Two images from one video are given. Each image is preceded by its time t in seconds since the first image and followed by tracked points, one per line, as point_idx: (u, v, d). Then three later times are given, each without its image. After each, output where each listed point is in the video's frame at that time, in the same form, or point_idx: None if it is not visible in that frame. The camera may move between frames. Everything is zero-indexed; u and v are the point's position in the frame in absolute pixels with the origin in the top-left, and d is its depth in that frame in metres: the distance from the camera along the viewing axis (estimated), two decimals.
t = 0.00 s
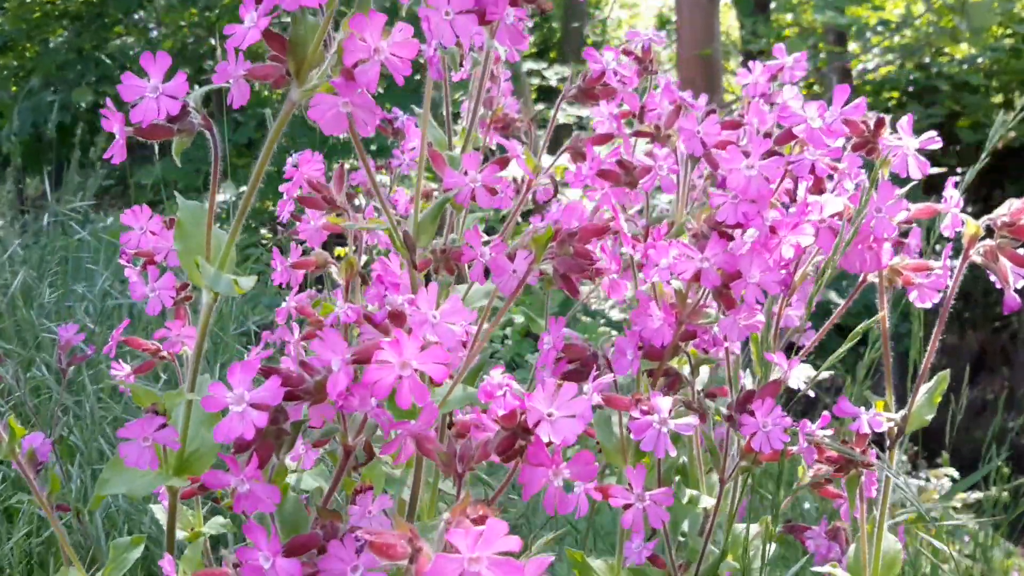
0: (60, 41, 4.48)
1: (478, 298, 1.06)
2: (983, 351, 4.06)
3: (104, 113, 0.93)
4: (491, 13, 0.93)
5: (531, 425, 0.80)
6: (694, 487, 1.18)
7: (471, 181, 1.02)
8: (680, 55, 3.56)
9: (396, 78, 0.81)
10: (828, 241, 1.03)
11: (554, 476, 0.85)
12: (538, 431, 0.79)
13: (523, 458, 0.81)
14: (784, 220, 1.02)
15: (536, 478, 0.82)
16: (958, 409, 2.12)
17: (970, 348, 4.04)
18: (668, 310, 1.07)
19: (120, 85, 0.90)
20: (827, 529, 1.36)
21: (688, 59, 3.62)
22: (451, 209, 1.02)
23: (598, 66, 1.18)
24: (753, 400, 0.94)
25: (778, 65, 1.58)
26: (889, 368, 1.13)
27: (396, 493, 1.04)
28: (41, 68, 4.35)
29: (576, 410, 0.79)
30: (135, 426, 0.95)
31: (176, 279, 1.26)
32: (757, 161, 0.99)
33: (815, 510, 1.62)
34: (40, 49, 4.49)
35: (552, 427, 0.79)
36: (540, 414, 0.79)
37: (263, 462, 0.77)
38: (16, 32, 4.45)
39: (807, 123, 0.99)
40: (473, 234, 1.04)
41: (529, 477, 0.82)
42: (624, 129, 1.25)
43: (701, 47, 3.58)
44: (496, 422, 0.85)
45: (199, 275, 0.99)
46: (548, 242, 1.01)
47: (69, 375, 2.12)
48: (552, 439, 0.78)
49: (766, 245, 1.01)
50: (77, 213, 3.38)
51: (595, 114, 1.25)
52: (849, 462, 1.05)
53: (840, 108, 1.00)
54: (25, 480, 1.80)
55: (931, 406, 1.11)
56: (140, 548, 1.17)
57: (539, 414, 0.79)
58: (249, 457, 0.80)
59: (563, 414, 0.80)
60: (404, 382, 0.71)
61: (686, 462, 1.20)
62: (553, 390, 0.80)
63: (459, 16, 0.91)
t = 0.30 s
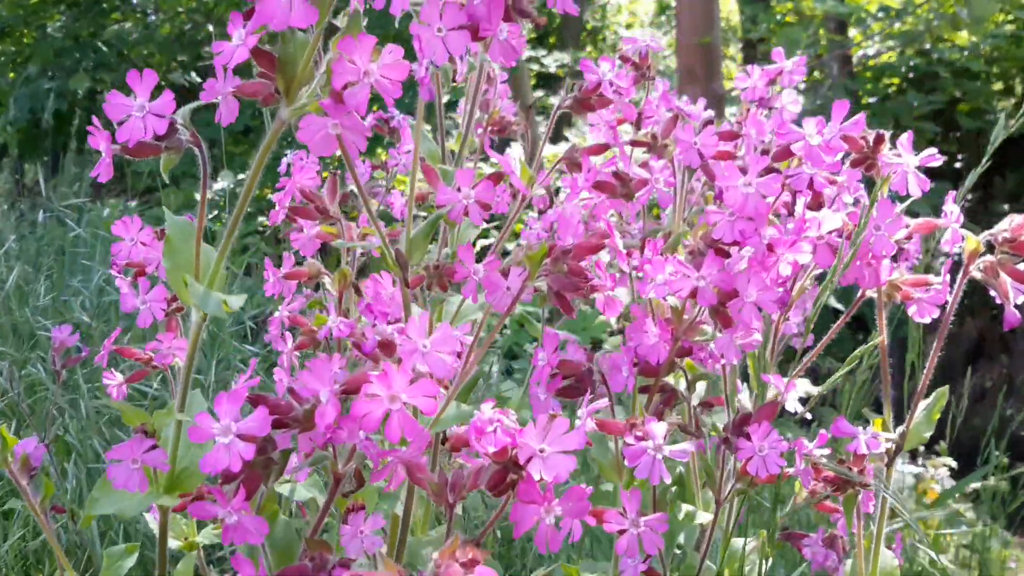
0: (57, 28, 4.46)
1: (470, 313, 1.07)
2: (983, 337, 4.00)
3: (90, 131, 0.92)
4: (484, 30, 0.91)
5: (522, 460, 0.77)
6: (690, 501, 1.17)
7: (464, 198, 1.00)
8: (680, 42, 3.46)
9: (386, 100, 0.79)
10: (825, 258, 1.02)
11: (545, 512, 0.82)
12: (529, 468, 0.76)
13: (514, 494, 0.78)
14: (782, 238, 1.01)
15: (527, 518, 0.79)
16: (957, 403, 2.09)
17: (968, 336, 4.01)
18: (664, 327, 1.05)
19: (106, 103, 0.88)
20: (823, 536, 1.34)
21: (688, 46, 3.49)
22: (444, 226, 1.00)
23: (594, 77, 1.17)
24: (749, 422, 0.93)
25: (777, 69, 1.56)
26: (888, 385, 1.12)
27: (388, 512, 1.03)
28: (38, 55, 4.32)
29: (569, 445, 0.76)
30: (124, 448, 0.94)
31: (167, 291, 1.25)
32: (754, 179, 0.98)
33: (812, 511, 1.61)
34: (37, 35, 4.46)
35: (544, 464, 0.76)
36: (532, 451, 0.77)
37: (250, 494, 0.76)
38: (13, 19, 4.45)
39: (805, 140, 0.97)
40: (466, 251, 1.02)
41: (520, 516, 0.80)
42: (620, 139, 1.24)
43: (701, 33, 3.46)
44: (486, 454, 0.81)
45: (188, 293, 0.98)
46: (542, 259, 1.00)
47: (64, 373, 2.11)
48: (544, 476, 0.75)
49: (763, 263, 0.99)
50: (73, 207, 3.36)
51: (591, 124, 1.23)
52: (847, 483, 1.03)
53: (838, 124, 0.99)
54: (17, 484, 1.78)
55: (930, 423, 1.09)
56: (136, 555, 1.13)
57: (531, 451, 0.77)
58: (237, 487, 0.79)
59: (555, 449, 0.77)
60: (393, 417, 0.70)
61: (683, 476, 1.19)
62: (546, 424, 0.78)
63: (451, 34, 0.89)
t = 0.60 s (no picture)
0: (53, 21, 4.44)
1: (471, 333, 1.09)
2: (975, 334, 4.03)
3: (84, 156, 0.91)
4: (481, 55, 0.91)
5: (521, 500, 0.79)
6: (686, 521, 1.16)
7: (462, 222, 1.00)
8: (677, 39, 3.45)
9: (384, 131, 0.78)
10: (825, 282, 1.02)
11: (544, 553, 0.79)
12: (528, 510, 0.78)
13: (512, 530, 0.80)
14: (780, 262, 1.00)
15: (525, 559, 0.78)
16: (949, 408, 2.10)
17: (961, 332, 4.03)
18: (661, 350, 1.05)
19: (100, 129, 0.87)
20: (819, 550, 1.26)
21: (684, 42, 3.48)
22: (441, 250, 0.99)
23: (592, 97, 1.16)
24: (747, 450, 0.93)
25: (774, 83, 1.57)
26: (885, 407, 1.11)
27: (383, 535, 1.03)
28: (33, 49, 4.31)
29: (567, 485, 0.78)
30: (117, 475, 0.94)
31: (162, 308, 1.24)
32: (752, 206, 0.97)
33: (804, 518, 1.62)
34: (32, 29, 4.45)
35: (542, 505, 0.78)
36: (530, 491, 0.78)
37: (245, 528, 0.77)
38: (8, 13, 4.42)
39: (804, 166, 0.97)
40: (463, 274, 1.02)
41: (517, 556, 0.79)
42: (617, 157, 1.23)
43: (697, 30, 3.44)
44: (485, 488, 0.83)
45: (182, 317, 0.97)
46: (539, 284, 0.99)
47: (57, 380, 2.11)
48: (543, 519, 0.77)
49: (762, 289, 0.99)
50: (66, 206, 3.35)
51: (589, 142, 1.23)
52: (845, 508, 1.03)
53: (838, 150, 0.99)
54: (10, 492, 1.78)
55: (927, 447, 1.10)
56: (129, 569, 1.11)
57: (529, 491, 0.79)
58: (233, 520, 0.79)
59: (553, 489, 0.79)
60: (390, 455, 0.70)
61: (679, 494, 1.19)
62: (544, 464, 0.79)
63: (448, 60, 0.89)
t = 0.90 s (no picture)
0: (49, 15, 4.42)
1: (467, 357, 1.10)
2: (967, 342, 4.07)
3: (89, 181, 0.91)
4: (486, 85, 0.92)
5: (522, 540, 0.79)
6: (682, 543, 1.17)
7: (463, 248, 1.00)
8: (671, 41, 3.48)
9: (391, 165, 0.79)
10: (822, 311, 1.03)
11: None
12: (530, 549, 0.78)
13: (513, 569, 0.80)
14: (779, 291, 1.01)
15: None
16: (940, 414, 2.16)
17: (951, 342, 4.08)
18: (659, 376, 1.05)
19: (104, 156, 0.87)
20: None
21: (678, 45, 3.49)
22: (443, 276, 1.00)
23: (594, 122, 1.17)
24: (745, 479, 0.94)
25: (772, 103, 1.58)
26: (879, 433, 1.12)
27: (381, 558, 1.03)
28: (29, 44, 4.32)
29: (569, 525, 0.78)
30: (119, 498, 0.95)
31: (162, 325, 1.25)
32: (752, 236, 0.98)
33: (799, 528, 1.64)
34: (28, 23, 4.44)
35: (545, 545, 0.78)
36: (533, 531, 0.79)
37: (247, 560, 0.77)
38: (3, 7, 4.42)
39: (804, 199, 0.98)
40: (464, 300, 1.02)
41: None
42: (617, 178, 1.25)
43: (691, 34, 3.45)
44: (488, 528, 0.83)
45: (185, 341, 0.97)
46: (540, 309, 1.00)
47: (54, 385, 2.11)
48: (546, 558, 0.77)
49: (761, 318, 1.00)
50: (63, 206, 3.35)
51: (589, 164, 1.24)
52: (839, 535, 1.04)
53: (838, 181, 1.00)
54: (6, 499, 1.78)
55: (921, 474, 1.11)
56: None
57: (531, 531, 0.79)
58: (232, 552, 0.79)
59: (555, 529, 0.79)
60: (394, 491, 0.70)
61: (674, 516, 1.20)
62: (546, 504, 0.80)
63: (454, 90, 0.89)
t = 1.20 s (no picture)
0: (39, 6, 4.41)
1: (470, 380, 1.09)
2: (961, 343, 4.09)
3: (95, 211, 0.91)
4: (492, 118, 0.92)
5: None
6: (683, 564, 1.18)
7: (468, 276, 1.01)
8: (665, 38, 3.45)
9: (400, 203, 0.79)
10: (823, 339, 1.04)
11: None
12: None
13: None
14: (782, 320, 1.02)
15: None
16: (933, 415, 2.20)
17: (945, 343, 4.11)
18: (662, 402, 1.06)
19: (111, 186, 0.87)
20: None
21: (674, 42, 3.48)
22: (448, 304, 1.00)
23: (597, 147, 1.17)
24: (747, 508, 0.95)
25: (771, 120, 1.59)
26: (879, 458, 1.13)
27: None
28: (19, 36, 4.30)
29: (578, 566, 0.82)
30: (125, 527, 0.96)
31: (164, 345, 1.25)
32: (755, 266, 0.99)
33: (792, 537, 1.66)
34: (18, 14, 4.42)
35: None
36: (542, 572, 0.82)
37: None
38: None
39: (807, 230, 0.98)
40: (468, 327, 1.03)
41: None
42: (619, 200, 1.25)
43: (687, 30, 3.44)
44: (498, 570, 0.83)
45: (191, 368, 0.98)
46: (544, 337, 1.01)
47: (52, 393, 2.12)
48: None
49: (763, 348, 1.01)
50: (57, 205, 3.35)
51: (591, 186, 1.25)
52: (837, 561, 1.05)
53: (840, 212, 1.00)
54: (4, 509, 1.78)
55: (919, 497, 1.12)
56: None
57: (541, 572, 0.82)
58: None
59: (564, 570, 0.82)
60: (404, 534, 0.71)
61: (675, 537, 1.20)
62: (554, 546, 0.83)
63: (460, 123, 0.89)
